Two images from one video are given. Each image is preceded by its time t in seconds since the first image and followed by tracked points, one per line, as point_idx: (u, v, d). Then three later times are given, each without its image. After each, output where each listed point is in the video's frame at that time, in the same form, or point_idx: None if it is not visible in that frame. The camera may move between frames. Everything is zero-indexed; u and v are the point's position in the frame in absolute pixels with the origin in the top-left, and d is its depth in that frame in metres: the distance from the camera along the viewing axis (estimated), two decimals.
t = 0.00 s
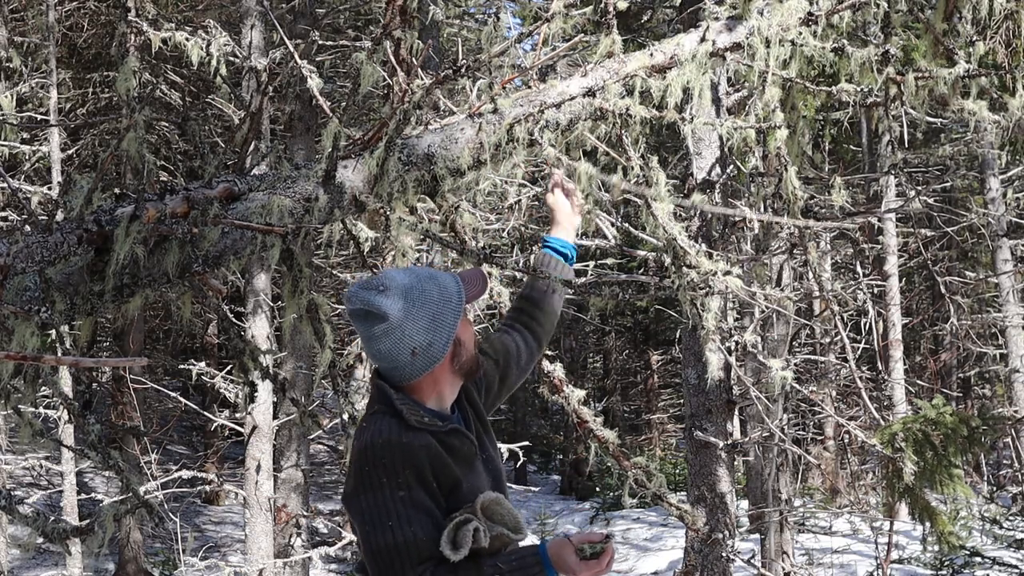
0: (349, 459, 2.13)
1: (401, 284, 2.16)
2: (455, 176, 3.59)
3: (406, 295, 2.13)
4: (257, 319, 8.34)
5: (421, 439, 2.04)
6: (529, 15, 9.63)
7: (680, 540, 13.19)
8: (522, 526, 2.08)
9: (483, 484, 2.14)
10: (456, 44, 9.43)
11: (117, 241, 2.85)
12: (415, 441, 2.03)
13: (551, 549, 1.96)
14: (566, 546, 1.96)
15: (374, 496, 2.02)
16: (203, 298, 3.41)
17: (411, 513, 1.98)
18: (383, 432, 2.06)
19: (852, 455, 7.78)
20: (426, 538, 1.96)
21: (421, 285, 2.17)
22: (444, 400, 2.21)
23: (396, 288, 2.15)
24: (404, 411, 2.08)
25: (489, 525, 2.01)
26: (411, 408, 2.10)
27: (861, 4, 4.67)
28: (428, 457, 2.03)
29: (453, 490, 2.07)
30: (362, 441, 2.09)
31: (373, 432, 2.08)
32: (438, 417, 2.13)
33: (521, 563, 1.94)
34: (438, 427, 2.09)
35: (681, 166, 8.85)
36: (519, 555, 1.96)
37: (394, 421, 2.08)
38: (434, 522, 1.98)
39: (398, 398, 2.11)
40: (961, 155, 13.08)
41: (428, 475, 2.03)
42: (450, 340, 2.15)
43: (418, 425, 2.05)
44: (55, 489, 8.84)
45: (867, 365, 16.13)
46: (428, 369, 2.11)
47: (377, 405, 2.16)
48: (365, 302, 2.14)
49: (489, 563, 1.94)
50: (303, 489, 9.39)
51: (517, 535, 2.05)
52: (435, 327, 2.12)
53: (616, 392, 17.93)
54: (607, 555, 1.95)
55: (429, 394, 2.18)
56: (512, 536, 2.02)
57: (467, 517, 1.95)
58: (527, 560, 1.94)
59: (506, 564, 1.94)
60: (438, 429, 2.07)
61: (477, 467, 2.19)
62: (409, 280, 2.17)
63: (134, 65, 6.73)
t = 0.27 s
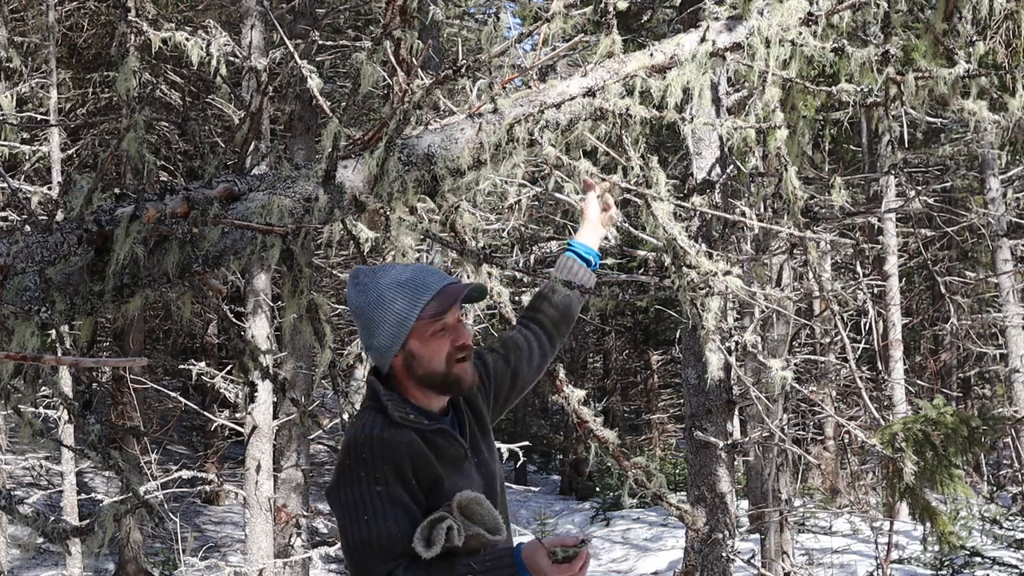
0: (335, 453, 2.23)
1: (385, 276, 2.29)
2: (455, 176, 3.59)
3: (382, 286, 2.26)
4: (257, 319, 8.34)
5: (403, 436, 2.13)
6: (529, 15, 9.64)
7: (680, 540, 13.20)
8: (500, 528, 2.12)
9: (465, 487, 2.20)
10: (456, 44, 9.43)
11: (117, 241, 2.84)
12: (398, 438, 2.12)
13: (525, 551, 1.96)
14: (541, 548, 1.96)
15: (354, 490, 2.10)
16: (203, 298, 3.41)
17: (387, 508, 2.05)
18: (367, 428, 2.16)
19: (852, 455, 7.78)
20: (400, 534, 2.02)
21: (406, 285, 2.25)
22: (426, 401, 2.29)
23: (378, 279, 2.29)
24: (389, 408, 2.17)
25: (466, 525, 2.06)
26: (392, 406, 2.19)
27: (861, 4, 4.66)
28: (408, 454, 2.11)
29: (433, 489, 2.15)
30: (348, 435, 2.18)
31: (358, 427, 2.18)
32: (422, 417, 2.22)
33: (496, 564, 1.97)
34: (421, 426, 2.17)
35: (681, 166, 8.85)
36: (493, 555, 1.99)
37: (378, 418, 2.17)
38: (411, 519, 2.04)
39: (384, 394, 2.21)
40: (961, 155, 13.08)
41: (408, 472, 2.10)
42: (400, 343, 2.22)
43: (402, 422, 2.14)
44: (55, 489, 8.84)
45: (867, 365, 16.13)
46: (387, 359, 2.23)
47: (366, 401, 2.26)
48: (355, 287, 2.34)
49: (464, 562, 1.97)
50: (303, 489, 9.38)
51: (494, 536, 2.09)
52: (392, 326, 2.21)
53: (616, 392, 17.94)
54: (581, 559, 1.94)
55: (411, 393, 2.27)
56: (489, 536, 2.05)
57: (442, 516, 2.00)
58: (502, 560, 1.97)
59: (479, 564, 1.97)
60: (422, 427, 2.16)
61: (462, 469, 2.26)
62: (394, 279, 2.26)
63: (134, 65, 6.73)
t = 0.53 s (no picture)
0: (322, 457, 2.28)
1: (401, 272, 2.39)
2: (455, 176, 3.59)
3: (395, 278, 2.37)
4: (257, 319, 8.34)
5: (384, 437, 2.18)
6: (529, 15, 9.64)
7: (680, 540, 13.20)
8: (479, 530, 2.11)
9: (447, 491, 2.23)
10: (456, 45, 9.44)
11: (118, 241, 2.84)
12: (379, 440, 2.17)
13: (496, 557, 1.99)
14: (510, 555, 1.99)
15: (334, 492, 2.14)
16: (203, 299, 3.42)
17: (365, 509, 2.08)
18: (350, 431, 2.21)
19: (852, 455, 7.78)
20: (377, 534, 2.04)
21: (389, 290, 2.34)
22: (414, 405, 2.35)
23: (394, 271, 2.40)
24: (373, 410, 2.23)
25: (442, 527, 2.06)
26: (377, 407, 2.25)
27: (861, 4, 4.66)
28: (388, 456, 2.15)
29: (413, 491, 2.18)
30: (333, 438, 2.24)
31: (342, 430, 2.23)
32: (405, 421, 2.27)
33: (467, 570, 1.99)
34: (403, 429, 2.22)
35: (681, 167, 8.85)
36: (465, 561, 2.01)
37: (362, 421, 2.23)
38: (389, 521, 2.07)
39: (370, 396, 2.28)
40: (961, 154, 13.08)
41: (387, 474, 2.14)
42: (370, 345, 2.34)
43: (384, 424, 2.19)
44: (55, 489, 8.84)
45: (867, 364, 16.14)
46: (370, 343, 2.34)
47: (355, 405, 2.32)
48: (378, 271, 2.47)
49: (438, 566, 1.99)
50: (303, 489, 9.38)
51: (472, 539, 2.09)
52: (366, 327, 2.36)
53: (616, 392, 17.94)
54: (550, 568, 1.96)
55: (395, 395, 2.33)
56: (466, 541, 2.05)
57: (416, 518, 2.00)
58: (473, 566, 1.99)
59: (452, 569, 1.99)
60: (404, 430, 2.21)
61: (445, 473, 2.30)
62: (382, 283, 2.37)
63: (134, 65, 6.73)
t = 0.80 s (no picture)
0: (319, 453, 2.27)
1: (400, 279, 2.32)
2: (455, 176, 3.59)
3: (394, 288, 2.31)
4: (257, 319, 8.34)
5: (383, 434, 2.17)
6: (529, 15, 9.64)
7: (680, 540, 13.20)
8: (479, 523, 2.16)
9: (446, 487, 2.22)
10: (456, 45, 9.44)
11: (117, 241, 2.84)
12: (377, 436, 2.16)
13: (490, 544, 2.01)
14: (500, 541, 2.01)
15: (332, 488, 2.14)
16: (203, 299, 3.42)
17: (363, 504, 2.08)
18: (348, 426, 2.20)
19: (852, 455, 7.78)
20: (376, 531, 2.04)
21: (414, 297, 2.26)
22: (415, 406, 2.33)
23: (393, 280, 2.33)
24: (372, 406, 2.22)
25: (443, 522, 2.08)
26: (376, 404, 2.24)
27: (861, 4, 4.66)
28: (387, 452, 2.15)
29: (412, 487, 2.18)
30: (331, 434, 2.23)
31: (340, 426, 2.22)
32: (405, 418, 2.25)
33: (463, 557, 2.00)
34: (402, 426, 2.22)
35: (681, 166, 8.85)
36: (460, 549, 2.03)
37: (361, 417, 2.22)
38: (388, 517, 2.07)
39: (369, 392, 2.26)
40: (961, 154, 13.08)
41: (386, 470, 2.14)
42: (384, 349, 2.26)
43: (383, 420, 2.19)
44: (55, 489, 8.84)
45: (867, 365, 16.13)
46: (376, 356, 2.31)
47: (353, 402, 2.31)
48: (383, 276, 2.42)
49: (435, 557, 1.99)
50: (303, 489, 9.38)
51: (471, 531, 2.14)
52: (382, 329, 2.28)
53: (616, 392, 17.93)
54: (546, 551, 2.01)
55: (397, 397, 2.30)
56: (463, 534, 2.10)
57: (417, 513, 2.02)
58: (468, 554, 2.01)
59: (448, 557, 2.00)
60: (403, 427, 2.20)
61: (444, 472, 2.28)
62: (407, 288, 2.28)
63: (134, 65, 6.74)
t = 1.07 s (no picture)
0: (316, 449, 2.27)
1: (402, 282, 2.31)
2: (455, 176, 3.59)
3: (397, 293, 2.29)
4: (257, 319, 8.34)
5: (379, 428, 2.17)
6: (529, 15, 9.63)
7: (679, 540, 13.20)
8: (478, 516, 2.15)
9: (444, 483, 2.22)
10: (456, 44, 9.44)
11: (117, 241, 2.84)
12: (374, 430, 2.16)
13: (495, 526, 2.02)
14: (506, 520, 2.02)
15: (330, 481, 2.14)
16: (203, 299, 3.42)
17: (362, 497, 2.08)
18: (345, 421, 2.20)
19: (852, 455, 7.78)
20: (374, 523, 2.04)
21: (426, 299, 2.25)
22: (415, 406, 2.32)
23: (395, 285, 2.31)
24: (369, 401, 2.23)
25: (442, 514, 2.08)
26: (374, 400, 2.24)
27: (861, 4, 4.66)
28: (384, 446, 2.15)
29: (410, 481, 2.17)
30: (327, 430, 2.23)
31: (336, 421, 2.22)
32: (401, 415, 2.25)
33: (469, 541, 2.01)
34: (399, 422, 2.22)
35: (681, 166, 8.85)
36: (466, 533, 2.02)
37: (358, 412, 2.22)
38: (387, 509, 2.06)
39: (367, 389, 2.26)
40: (961, 154, 13.07)
41: (383, 464, 2.14)
42: (394, 352, 2.23)
43: (380, 415, 2.19)
44: (55, 489, 8.84)
45: (867, 364, 16.13)
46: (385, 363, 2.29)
47: (350, 398, 2.31)
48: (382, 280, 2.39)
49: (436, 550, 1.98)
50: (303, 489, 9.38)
51: (471, 523, 2.13)
52: (392, 330, 2.25)
53: (616, 392, 17.93)
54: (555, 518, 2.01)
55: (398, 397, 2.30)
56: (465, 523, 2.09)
57: (418, 504, 2.02)
58: (474, 538, 2.01)
59: (453, 544, 2.00)
60: (400, 423, 2.20)
61: (440, 469, 2.27)
62: (411, 293, 2.27)
63: (134, 65, 6.73)
